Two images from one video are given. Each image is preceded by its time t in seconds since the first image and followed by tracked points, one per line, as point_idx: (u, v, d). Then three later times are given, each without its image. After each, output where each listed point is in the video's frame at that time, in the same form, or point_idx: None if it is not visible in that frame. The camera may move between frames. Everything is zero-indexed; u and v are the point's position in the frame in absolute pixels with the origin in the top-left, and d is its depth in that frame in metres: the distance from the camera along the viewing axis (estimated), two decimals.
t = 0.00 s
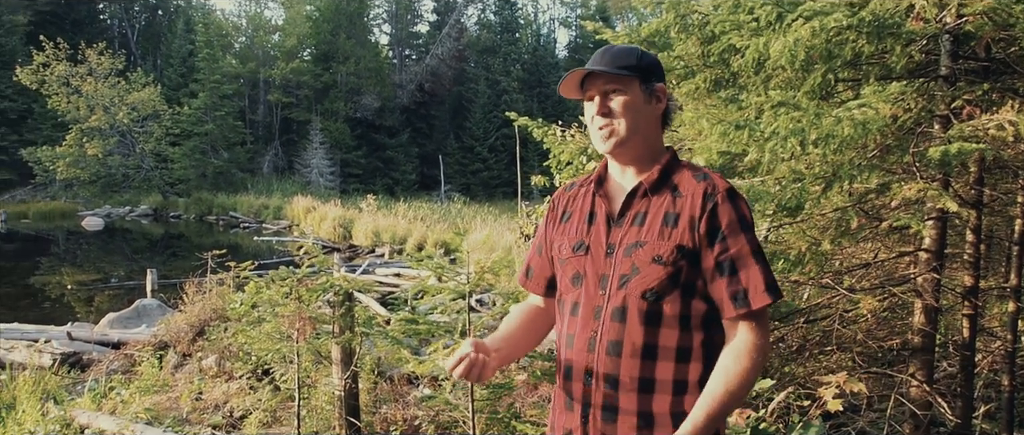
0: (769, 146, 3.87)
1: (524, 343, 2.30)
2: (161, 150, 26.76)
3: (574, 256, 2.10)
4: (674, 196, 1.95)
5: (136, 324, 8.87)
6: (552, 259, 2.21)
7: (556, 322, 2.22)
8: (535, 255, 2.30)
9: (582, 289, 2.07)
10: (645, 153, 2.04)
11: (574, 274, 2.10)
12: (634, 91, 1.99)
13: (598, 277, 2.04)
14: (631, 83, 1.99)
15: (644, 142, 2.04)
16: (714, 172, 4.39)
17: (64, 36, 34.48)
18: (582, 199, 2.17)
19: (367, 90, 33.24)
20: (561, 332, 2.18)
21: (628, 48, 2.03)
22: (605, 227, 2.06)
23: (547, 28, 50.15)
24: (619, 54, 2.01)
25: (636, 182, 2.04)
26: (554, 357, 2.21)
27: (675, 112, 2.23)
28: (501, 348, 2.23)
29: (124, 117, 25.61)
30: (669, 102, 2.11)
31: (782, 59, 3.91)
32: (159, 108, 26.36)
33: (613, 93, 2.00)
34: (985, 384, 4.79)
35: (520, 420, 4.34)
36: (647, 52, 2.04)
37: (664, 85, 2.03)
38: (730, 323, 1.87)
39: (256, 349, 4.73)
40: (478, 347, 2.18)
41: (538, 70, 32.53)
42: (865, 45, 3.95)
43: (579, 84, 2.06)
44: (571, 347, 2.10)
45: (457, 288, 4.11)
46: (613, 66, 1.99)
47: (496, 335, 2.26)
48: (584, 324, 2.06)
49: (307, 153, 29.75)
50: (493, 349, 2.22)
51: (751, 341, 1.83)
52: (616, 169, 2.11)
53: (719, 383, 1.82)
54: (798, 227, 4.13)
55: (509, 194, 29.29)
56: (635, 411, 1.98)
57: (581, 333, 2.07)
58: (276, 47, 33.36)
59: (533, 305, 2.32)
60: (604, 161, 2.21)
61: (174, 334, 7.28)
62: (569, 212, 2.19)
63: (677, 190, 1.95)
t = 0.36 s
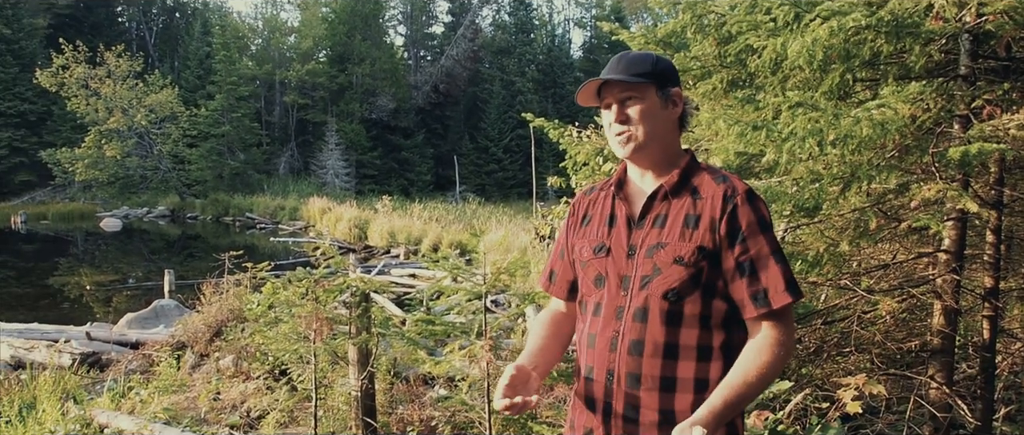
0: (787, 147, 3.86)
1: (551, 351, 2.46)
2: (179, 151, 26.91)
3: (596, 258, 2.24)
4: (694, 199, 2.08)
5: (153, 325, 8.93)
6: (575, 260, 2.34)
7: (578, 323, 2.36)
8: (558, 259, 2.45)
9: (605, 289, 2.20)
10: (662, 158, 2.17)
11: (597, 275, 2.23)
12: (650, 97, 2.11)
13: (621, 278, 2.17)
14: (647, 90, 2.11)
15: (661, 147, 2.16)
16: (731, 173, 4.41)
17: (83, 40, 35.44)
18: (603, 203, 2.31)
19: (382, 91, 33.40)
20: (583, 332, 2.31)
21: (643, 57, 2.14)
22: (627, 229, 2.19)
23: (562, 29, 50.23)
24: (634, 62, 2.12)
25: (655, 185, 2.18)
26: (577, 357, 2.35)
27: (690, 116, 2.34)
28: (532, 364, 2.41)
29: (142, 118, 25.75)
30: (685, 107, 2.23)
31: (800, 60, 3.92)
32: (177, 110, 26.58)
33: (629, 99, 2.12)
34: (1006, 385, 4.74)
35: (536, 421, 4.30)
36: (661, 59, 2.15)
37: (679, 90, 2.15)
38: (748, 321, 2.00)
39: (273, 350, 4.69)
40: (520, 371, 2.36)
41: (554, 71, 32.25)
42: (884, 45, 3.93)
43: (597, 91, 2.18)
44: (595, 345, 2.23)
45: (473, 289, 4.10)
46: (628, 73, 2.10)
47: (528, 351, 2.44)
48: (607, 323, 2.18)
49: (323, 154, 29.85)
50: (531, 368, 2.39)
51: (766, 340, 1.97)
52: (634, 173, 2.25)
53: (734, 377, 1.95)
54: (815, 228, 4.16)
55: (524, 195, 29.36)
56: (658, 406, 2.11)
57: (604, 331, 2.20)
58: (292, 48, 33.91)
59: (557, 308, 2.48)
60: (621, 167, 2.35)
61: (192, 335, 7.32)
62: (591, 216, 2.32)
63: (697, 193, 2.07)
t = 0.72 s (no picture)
0: (790, 149, 3.90)
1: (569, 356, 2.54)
2: (183, 153, 26.80)
3: (604, 261, 2.26)
4: (699, 203, 2.10)
5: (157, 327, 8.89)
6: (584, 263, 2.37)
7: (588, 324, 2.39)
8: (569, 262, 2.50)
9: (612, 291, 2.23)
10: (668, 160, 2.21)
11: (604, 277, 2.26)
12: (658, 98, 2.15)
13: (627, 281, 2.20)
14: (654, 90, 2.15)
15: (667, 148, 2.20)
16: (735, 175, 4.46)
17: (87, 42, 35.58)
18: (611, 206, 2.34)
19: (386, 93, 33.16)
20: (592, 333, 2.34)
21: (654, 59, 2.19)
22: (633, 232, 2.22)
23: (566, 31, 50.46)
24: (646, 64, 2.17)
25: (661, 187, 2.21)
26: (585, 361, 2.39)
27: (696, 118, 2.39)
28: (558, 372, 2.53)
29: (146, 120, 25.55)
30: (695, 111, 2.26)
31: (803, 63, 3.93)
32: (180, 112, 26.51)
33: (638, 97, 2.17)
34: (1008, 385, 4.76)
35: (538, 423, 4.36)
36: (671, 61, 2.19)
37: (687, 93, 2.19)
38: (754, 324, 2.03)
39: (277, 351, 4.73)
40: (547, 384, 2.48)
41: (557, 72, 32.10)
42: (886, 47, 3.96)
43: (609, 89, 2.24)
44: (602, 347, 2.26)
45: (477, 291, 4.09)
46: (640, 73, 2.16)
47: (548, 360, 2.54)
48: (615, 325, 2.21)
49: (327, 157, 29.77)
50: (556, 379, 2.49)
51: (771, 343, 1.99)
52: (641, 174, 2.28)
53: (735, 381, 1.98)
54: (819, 230, 4.20)
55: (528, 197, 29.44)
56: (665, 407, 2.14)
57: (612, 333, 2.22)
58: (296, 50, 34.20)
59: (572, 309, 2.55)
60: (629, 169, 2.38)
61: (195, 337, 7.32)
62: (599, 218, 2.35)
63: (702, 197, 2.10)
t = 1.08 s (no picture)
0: (790, 154, 3.91)
1: (571, 357, 2.66)
2: (183, 157, 26.81)
3: (605, 265, 2.42)
4: (696, 206, 2.22)
5: (157, 331, 8.90)
6: (588, 268, 2.52)
7: (593, 327, 2.53)
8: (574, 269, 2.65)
9: (613, 295, 2.37)
10: (665, 167, 2.34)
11: (607, 281, 2.41)
12: (651, 104, 2.28)
13: (628, 284, 2.33)
14: (647, 97, 2.29)
15: (662, 154, 2.33)
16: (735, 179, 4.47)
17: (88, 46, 35.63)
18: (613, 212, 2.48)
19: (387, 97, 32.80)
20: (597, 336, 2.48)
21: (645, 69, 2.34)
22: (634, 237, 2.36)
23: (565, 36, 50.56)
24: (637, 73, 2.32)
25: (659, 192, 2.34)
26: (591, 362, 2.53)
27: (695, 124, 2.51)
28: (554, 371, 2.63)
29: (146, 125, 25.83)
30: (690, 116, 2.39)
31: (803, 67, 3.94)
32: (181, 117, 26.51)
33: (630, 105, 2.31)
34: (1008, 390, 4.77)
35: (539, 426, 4.37)
36: (663, 70, 2.33)
37: (680, 99, 2.32)
38: (751, 324, 2.12)
39: (277, 355, 4.68)
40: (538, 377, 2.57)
41: (558, 77, 33.02)
42: (886, 52, 3.97)
43: (602, 100, 2.40)
44: (604, 349, 2.40)
45: (478, 296, 4.11)
46: (630, 82, 2.30)
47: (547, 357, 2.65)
48: (616, 326, 2.34)
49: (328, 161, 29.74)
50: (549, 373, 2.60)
51: (772, 347, 2.08)
52: (642, 181, 2.42)
53: (765, 387, 2.06)
54: (819, 234, 4.22)
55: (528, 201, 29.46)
56: (665, 407, 2.25)
57: (612, 336, 2.36)
58: (296, 56, 34.68)
59: (574, 316, 2.71)
60: (630, 176, 2.53)
61: (195, 341, 7.29)
62: (603, 224, 2.50)
63: (699, 200, 2.22)
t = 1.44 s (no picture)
0: (793, 157, 3.89)
1: (578, 361, 2.86)
2: (186, 160, 26.92)
3: (607, 266, 2.57)
4: (697, 208, 2.32)
5: (161, 334, 8.93)
6: (593, 270, 2.66)
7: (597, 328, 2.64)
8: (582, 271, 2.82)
9: (615, 295, 2.50)
10: (669, 170, 2.46)
11: (610, 281, 2.54)
12: (654, 109, 2.40)
13: (629, 284, 2.45)
14: (650, 101, 2.40)
15: (666, 159, 2.45)
16: (737, 181, 4.45)
17: (92, 50, 35.82)
18: (619, 216, 2.63)
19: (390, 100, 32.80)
20: (600, 335, 2.59)
21: (649, 72, 2.44)
22: (637, 240, 2.49)
23: (569, 39, 50.65)
24: (640, 76, 2.43)
25: (662, 193, 2.47)
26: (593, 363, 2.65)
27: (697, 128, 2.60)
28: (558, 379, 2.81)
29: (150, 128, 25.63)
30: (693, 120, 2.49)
31: (805, 70, 3.94)
32: (185, 120, 26.60)
33: (634, 110, 2.43)
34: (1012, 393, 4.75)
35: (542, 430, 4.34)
36: (667, 74, 2.44)
37: (683, 103, 2.43)
38: (752, 326, 2.19)
39: (280, 358, 4.64)
40: (539, 386, 2.75)
41: (560, 79, 33.46)
42: (888, 55, 3.98)
43: (607, 106, 2.53)
44: (605, 349, 2.51)
45: (481, 299, 4.12)
46: (633, 86, 2.41)
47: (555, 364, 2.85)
48: (617, 325, 2.46)
49: (330, 163, 29.73)
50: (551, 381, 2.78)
51: (781, 352, 2.13)
52: (645, 185, 2.56)
53: (780, 396, 2.09)
54: (821, 237, 4.21)
55: (531, 204, 29.43)
56: (662, 407, 2.33)
57: (613, 335, 2.47)
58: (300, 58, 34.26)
59: (583, 318, 2.89)
60: (635, 180, 2.66)
61: (200, 344, 7.34)
62: (609, 228, 2.65)
63: (700, 203, 2.32)
